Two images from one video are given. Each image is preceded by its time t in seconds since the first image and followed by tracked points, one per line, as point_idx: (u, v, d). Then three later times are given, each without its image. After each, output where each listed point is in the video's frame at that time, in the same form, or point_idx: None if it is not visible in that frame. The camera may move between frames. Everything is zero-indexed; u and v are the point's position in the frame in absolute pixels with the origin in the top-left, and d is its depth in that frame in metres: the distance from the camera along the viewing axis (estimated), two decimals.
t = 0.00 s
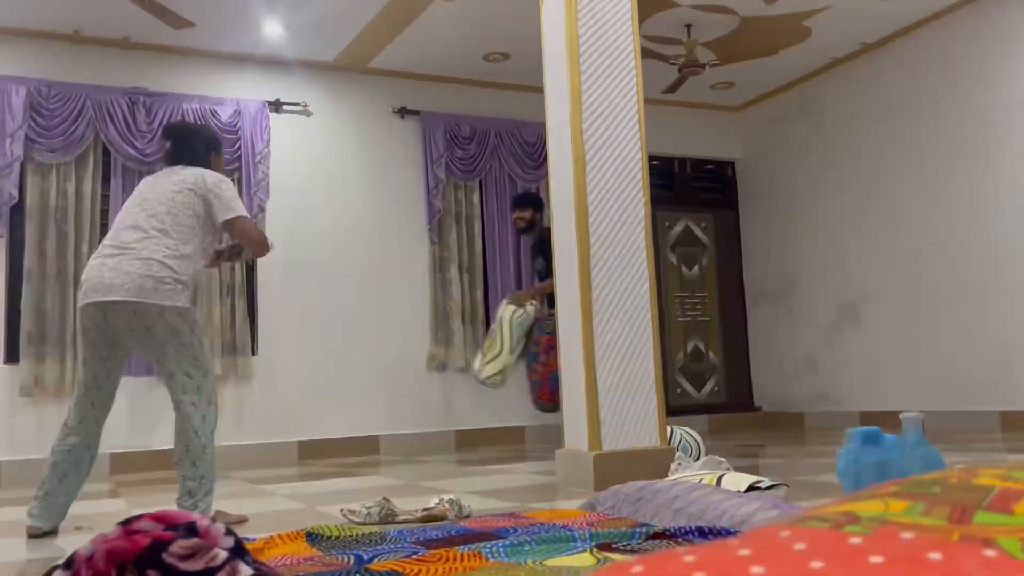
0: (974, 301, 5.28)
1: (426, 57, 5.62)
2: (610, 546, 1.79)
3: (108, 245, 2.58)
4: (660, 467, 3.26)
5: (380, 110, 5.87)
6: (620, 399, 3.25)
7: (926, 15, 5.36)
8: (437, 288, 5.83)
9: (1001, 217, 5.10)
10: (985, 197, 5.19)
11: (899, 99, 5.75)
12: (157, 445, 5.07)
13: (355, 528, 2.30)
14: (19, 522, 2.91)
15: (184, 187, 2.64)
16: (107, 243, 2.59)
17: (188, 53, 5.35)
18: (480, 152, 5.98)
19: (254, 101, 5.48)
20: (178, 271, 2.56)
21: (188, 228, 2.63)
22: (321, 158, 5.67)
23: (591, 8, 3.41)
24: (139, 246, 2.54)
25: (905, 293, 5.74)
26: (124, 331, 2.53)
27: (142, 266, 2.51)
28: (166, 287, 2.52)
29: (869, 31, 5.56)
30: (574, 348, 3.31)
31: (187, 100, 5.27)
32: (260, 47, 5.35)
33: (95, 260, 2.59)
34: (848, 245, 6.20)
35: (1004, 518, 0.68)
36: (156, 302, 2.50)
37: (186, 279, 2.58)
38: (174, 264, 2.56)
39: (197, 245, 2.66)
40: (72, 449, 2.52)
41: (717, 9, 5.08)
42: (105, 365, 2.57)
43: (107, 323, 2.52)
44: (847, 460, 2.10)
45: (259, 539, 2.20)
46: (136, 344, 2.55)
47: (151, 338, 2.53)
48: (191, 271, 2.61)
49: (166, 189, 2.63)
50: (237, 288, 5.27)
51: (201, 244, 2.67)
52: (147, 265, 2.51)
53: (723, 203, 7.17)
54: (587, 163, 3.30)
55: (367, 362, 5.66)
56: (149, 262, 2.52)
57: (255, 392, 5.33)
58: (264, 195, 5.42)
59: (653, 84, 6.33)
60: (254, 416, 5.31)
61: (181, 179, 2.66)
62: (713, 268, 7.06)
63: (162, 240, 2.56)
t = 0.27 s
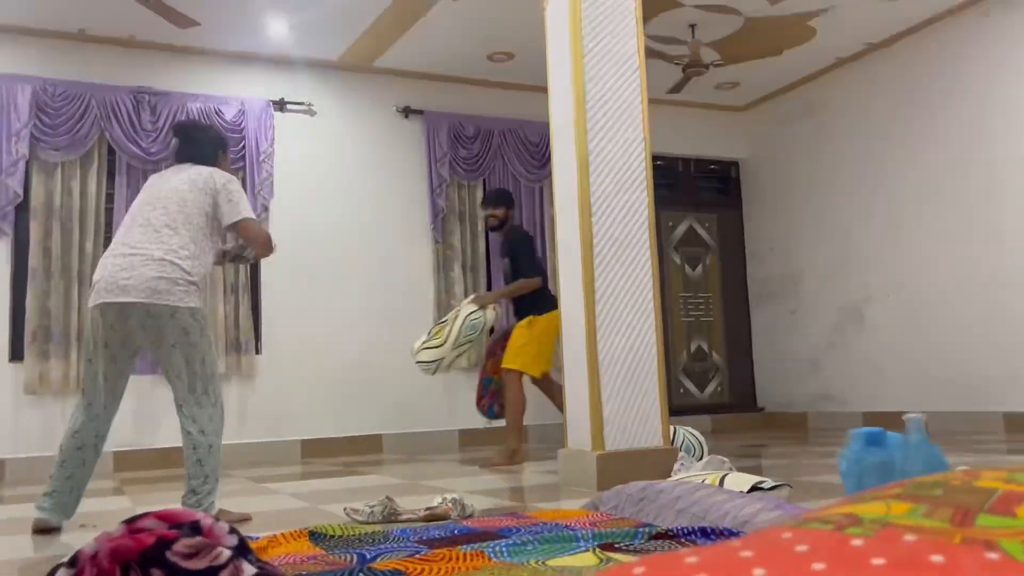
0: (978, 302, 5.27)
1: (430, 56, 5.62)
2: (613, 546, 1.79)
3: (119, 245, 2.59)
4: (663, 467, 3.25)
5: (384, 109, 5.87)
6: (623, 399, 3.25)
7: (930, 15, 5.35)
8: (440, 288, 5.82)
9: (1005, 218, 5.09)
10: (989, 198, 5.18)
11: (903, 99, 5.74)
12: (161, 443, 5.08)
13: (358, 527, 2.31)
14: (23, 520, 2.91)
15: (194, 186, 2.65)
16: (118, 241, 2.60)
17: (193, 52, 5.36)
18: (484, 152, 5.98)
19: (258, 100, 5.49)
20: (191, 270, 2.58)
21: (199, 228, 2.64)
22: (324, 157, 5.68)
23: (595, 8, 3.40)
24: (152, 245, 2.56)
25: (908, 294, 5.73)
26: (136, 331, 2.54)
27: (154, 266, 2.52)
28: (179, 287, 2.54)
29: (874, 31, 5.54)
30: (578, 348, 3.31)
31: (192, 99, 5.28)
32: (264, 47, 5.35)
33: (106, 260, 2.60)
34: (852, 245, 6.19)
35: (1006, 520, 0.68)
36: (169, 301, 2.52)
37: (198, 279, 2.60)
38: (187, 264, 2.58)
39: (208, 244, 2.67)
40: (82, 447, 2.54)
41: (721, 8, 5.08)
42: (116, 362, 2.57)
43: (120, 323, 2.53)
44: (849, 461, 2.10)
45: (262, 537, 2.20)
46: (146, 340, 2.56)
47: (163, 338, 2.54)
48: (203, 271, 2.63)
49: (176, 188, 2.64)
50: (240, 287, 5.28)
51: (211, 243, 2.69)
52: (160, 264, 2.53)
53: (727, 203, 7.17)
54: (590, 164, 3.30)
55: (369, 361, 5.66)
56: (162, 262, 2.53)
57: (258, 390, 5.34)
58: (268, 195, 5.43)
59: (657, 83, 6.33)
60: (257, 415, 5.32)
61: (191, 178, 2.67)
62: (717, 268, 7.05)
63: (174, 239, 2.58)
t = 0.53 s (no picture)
0: (981, 303, 5.26)
1: (433, 56, 5.63)
2: (614, 547, 1.79)
3: (125, 241, 2.58)
4: (664, 467, 3.25)
5: (387, 110, 5.88)
6: (625, 399, 3.25)
7: (934, 16, 5.34)
8: (443, 288, 5.82)
9: (1008, 219, 5.08)
10: (993, 199, 5.17)
11: (907, 99, 5.73)
12: (163, 442, 5.09)
13: (360, 526, 2.31)
14: (27, 519, 2.92)
15: (195, 179, 2.62)
16: (124, 238, 2.59)
17: (196, 51, 5.37)
18: (487, 152, 5.99)
19: (261, 99, 5.50)
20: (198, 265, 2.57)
21: (204, 221, 2.62)
22: (327, 157, 5.69)
23: (598, 8, 3.40)
24: (158, 241, 2.55)
25: (911, 294, 5.72)
26: (151, 326, 2.55)
27: (164, 265, 2.52)
28: (188, 282, 2.54)
29: (877, 31, 5.54)
30: (580, 348, 3.32)
31: (195, 99, 5.29)
32: (268, 46, 5.36)
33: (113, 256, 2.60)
34: (855, 246, 6.18)
35: (1007, 521, 0.68)
36: (180, 297, 2.52)
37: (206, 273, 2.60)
38: (195, 258, 2.57)
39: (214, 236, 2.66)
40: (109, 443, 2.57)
41: (725, 9, 5.08)
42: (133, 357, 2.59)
43: (134, 319, 2.55)
44: (852, 462, 2.10)
45: (265, 536, 2.20)
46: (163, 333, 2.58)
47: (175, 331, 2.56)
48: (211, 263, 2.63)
49: (178, 182, 2.61)
50: (243, 287, 5.29)
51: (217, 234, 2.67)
52: (169, 260, 2.53)
53: (730, 204, 7.17)
54: (593, 163, 3.30)
55: (372, 360, 5.67)
56: (170, 258, 2.53)
57: (261, 389, 5.35)
58: (271, 194, 5.43)
59: (660, 84, 6.33)
60: (260, 414, 5.33)
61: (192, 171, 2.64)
62: (719, 269, 7.05)
63: (179, 234, 2.57)
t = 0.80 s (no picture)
0: (983, 304, 5.26)
1: (435, 57, 5.63)
2: (616, 547, 1.79)
3: (160, 247, 2.61)
4: (666, 468, 3.25)
5: (389, 110, 5.88)
6: (627, 400, 3.25)
7: (937, 17, 5.33)
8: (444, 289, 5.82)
9: (1011, 221, 5.07)
10: (995, 200, 5.16)
11: (910, 100, 5.73)
12: (165, 442, 5.09)
13: (361, 527, 2.31)
14: (31, 518, 2.93)
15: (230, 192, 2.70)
16: (156, 245, 2.62)
17: (197, 51, 5.37)
18: (489, 153, 5.99)
19: (264, 100, 5.50)
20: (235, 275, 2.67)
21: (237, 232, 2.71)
22: (329, 158, 5.69)
23: (600, 8, 3.40)
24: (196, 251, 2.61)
25: (913, 296, 5.72)
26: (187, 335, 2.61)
27: (206, 275, 2.59)
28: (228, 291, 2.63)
29: (880, 32, 5.53)
30: (582, 348, 3.32)
31: (197, 99, 5.29)
32: (270, 47, 5.36)
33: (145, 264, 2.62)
34: (857, 247, 6.18)
35: (1009, 521, 0.68)
36: (222, 306, 2.62)
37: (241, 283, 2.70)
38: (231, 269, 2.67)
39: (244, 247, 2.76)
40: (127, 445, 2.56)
41: (727, 10, 5.08)
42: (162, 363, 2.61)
43: (169, 325, 2.58)
44: (853, 464, 2.10)
45: (267, 536, 2.21)
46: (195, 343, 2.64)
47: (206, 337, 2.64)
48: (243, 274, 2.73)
49: (211, 193, 2.69)
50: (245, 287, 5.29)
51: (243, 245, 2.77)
52: (210, 271, 2.61)
53: (732, 205, 7.16)
54: (595, 167, 3.30)
55: (373, 361, 5.67)
56: (210, 268, 2.61)
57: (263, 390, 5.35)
58: (273, 194, 5.44)
59: (662, 85, 6.33)
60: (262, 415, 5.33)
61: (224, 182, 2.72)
62: (721, 270, 7.05)
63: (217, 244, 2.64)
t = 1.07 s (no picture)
0: (985, 306, 5.25)
1: (436, 58, 5.63)
2: (618, 548, 1.79)
3: (205, 244, 2.63)
4: (668, 469, 3.25)
5: (391, 111, 5.88)
6: (629, 400, 3.25)
7: (939, 19, 5.33)
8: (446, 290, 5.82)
9: (1013, 223, 5.07)
10: (997, 202, 5.16)
11: (911, 102, 5.73)
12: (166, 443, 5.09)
13: (363, 528, 2.31)
14: (33, 518, 2.93)
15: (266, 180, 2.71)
16: (203, 241, 2.63)
17: (201, 53, 5.38)
18: (491, 154, 5.99)
19: (266, 101, 5.51)
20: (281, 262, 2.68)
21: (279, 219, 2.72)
22: (331, 159, 5.69)
23: (602, 9, 3.41)
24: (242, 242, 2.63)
25: (915, 298, 5.71)
26: (239, 326, 2.61)
27: (255, 263, 2.61)
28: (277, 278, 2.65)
29: (882, 34, 5.53)
30: (584, 349, 3.32)
31: (200, 100, 5.30)
32: (272, 48, 5.37)
33: (193, 260, 2.63)
34: (859, 249, 6.17)
35: (1011, 523, 0.68)
36: (275, 292, 2.64)
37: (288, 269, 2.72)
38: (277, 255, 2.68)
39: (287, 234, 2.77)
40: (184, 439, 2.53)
41: (729, 11, 5.08)
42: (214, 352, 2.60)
43: (226, 316, 2.59)
44: (855, 466, 2.09)
45: (268, 536, 2.21)
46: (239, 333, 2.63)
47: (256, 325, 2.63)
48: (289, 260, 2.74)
49: (249, 183, 2.69)
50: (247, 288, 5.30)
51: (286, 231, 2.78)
52: (258, 259, 2.62)
53: (733, 206, 7.16)
54: (597, 168, 3.30)
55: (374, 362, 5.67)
56: (258, 256, 2.62)
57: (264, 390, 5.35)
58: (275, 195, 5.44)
59: (664, 86, 6.33)
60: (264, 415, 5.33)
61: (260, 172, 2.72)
62: (723, 272, 7.05)
63: (261, 233, 2.65)
